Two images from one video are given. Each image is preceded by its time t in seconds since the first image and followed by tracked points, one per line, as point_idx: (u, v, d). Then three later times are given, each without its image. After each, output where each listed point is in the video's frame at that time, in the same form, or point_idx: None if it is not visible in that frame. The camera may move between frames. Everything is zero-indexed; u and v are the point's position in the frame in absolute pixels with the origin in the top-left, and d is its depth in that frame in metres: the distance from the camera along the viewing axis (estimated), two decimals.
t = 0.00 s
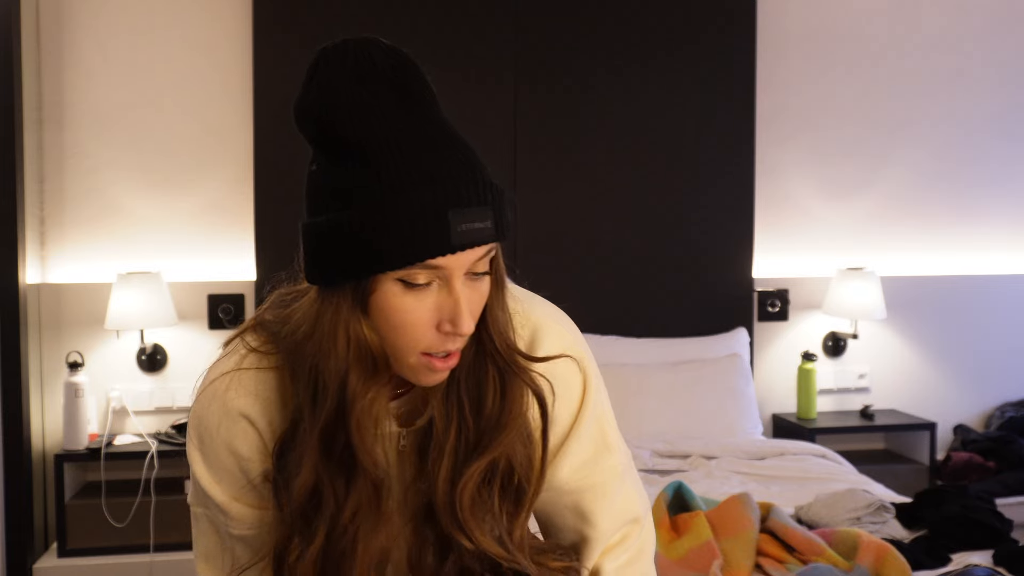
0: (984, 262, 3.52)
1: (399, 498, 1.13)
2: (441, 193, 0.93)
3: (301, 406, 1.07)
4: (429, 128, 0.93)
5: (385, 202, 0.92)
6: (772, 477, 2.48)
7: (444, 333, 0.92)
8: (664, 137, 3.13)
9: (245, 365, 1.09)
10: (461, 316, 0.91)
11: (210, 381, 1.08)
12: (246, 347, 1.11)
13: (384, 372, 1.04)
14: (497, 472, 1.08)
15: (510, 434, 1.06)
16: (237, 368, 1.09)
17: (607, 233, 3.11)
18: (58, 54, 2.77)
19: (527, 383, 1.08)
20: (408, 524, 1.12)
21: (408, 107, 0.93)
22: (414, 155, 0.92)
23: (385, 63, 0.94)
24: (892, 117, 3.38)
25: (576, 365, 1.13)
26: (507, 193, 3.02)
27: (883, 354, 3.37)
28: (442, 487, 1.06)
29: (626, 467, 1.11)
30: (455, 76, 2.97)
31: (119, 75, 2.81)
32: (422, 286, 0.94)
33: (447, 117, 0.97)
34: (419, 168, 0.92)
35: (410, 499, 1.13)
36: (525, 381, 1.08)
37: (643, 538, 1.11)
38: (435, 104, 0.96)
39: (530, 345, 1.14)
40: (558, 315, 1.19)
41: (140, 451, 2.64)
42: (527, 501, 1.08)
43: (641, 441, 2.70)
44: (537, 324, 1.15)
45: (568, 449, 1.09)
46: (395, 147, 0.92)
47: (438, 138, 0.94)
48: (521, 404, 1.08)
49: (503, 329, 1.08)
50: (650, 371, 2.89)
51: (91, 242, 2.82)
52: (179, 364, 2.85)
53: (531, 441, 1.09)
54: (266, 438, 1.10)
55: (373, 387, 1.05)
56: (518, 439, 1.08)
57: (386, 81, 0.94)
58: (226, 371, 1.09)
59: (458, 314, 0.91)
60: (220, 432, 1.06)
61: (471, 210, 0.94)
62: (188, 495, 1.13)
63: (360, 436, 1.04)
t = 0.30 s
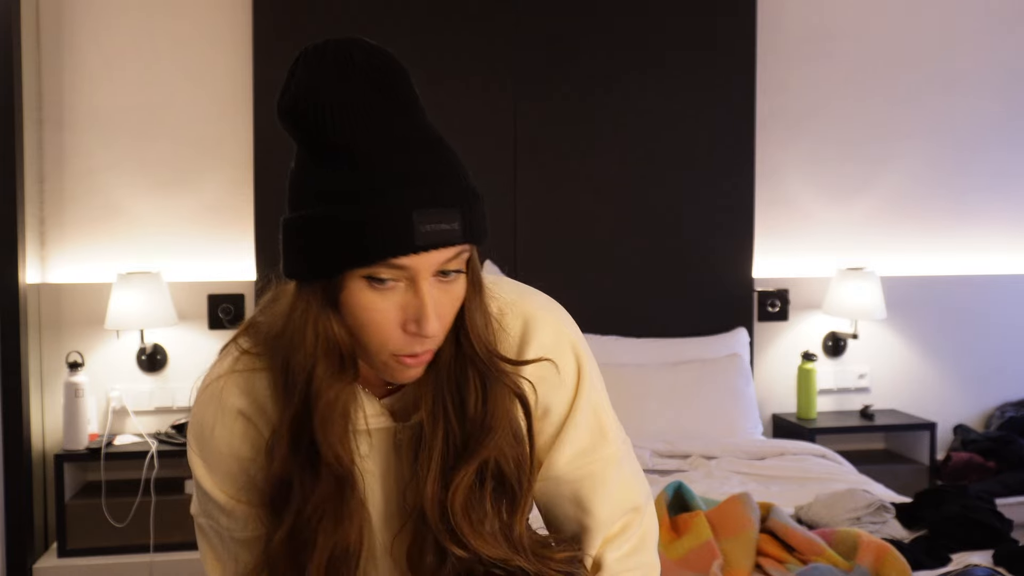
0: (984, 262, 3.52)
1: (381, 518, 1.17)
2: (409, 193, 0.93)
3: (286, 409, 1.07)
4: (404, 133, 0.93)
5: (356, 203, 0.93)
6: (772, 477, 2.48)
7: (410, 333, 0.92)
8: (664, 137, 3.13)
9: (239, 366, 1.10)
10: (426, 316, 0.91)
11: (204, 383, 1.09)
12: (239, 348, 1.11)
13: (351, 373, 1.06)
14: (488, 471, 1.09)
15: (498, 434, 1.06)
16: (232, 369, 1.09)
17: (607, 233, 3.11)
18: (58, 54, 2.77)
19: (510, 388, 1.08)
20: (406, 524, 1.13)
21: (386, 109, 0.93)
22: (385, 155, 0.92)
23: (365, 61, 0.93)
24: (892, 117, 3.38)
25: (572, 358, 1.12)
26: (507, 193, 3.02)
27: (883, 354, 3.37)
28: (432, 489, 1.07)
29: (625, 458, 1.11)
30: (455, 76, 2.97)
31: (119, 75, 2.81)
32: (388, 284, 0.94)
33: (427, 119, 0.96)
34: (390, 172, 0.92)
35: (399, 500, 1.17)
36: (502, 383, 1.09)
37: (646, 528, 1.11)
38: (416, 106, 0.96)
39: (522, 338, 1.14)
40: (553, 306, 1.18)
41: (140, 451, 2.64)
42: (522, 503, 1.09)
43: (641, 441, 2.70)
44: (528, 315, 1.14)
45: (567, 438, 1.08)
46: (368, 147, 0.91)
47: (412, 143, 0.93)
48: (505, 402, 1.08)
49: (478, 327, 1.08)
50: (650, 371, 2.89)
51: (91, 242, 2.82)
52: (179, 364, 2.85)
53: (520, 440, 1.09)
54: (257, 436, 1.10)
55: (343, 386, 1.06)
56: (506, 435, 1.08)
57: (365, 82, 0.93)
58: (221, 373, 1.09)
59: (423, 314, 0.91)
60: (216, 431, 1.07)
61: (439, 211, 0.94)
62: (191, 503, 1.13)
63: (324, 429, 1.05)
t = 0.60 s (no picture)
0: (985, 262, 3.52)
1: (382, 526, 1.16)
2: (383, 191, 0.92)
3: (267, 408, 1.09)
4: (391, 122, 0.94)
5: (333, 187, 0.93)
6: (772, 477, 2.48)
7: (379, 338, 0.93)
8: (663, 137, 3.13)
9: (229, 360, 1.13)
10: (395, 324, 0.92)
11: (196, 375, 1.12)
12: (231, 342, 1.15)
13: (316, 368, 1.09)
14: (475, 483, 1.09)
15: (479, 447, 1.08)
16: (222, 364, 1.12)
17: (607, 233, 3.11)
18: (58, 53, 2.77)
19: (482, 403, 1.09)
20: (397, 533, 1.13)
21: (376, 100, 0.94)
22: (364, 150, 0.92)
23: (365, 59, 0.96)
24: (892, 117, 3.38)
25: (569, 362, 1.12)
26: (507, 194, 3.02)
27: (883, 354, 3.36)
28: (425, 502, 1.08)
29: (627, 465, 1.12)
30: (455, 75, 2.97)
31: (119, 75, 2.81)
32: (359, 287, 0.94)
33: (420, 114, 0.97)
34: (369, 158, 0.92)
35: (393, 505, 1.15)
36: (483, 406, 1.09)
37: (643, 540, 1.11)
38: (410, 100, 0.97)
39: (518, 347, 1.14)
40: (550, 311, 1.18)
41: (140, 451, 2.63)
42: (515, 521, 1.11)
43: (641, 441, 2.70)
44: (525, 320, 1.15)
45: (567, 449, 1.09)
46: (349, 140, 0.92)
47: (398, 133, 0.94)
48: (487, 422, 1.08)
49: (457, 341, 1.10)
50: (650, 371, 2.88)
51: (91, 242, 2.82)
52: (179, 364, 2.85)
53: (507, 455, 1.10)
54: (240, 434, 1.12)
55: (310, 381, 1.08)
56: (492, 445, 1.08)
57: (359, 72, 0.95)
58: (212, 366, 1.13)
59: (393, 321, 0.92)
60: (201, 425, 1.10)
61: (411, 214, 0.92)
62: (182, 493, 1.16)
63: (295, 438, 1.07)
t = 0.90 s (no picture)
0: (984, 262, 3.52)
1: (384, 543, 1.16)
2: (383, 227, 0.90)
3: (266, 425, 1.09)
4: (396, 145, 0.92)
5: (333, 209, 0.91)
6: (772, 477, 2.48)
7: (377, 371, 0.94)
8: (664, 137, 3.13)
9: (229, 371, 1.13)
10: (393, 357, 0.93)
11: (195, 387, 1.12)
12: (231, 352, 1.15)
13: (315, 394, 1.09)
14: (476, 511, 1.09)
15: (483, 477, 1.08)
16: (222, 374, 1.12)
17: (607, 233, 3.11)
18: (58, 53, 2.77)
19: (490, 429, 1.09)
20: (395, 553, 1.13)
21: (382, 122, 0.92)
22: (366, 181, 0.90)
23: (372, 81, 0.94)
24: (891, 116, 3.38)
25: (578, 380, 1.12)
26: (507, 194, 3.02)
27: (883, 354, 3.36)
28: (425, 531, 1.08)
29: (632, 489, 1.13)
30: (455, 75, 2.97)
31: (119, 75, 2.81)
32: (358, 319, 0.95)
33: (427, 137, 0.95)
34: (372, 182, 0.90)
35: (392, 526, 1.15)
36: (488, 436, 1.09)
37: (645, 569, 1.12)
38: (417, 122, 0.94)
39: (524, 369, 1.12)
40: (558, 328, 1.16)
41: (140, 451, 2.64)
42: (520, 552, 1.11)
43: (642, 441, 2.70)
44: (533, 338, 1.13)
45: (576, 475, 1.09)
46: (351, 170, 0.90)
47: (402, 156, 0.92)
48: (494, 455, 1.09)
49: (462, 377, 1.10)
50: (650, 371, 2.89)
51: (91, 242, 2.82)
52: (179, 364, 2.85)
53: (511, 485, 1.10)
54: (239, 449, 1.13)
55: (309, 409, 1.08)
56: (493, 474, 1.09)
57: (366, 91, 0.94)
58: (212, 376, 1.13)
59: (391, 354, 0.93)
60: (200, 437, 1.10)
61: (412, 252, 0.91)
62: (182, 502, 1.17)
63: (295, 464, 1.07)
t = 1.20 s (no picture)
0: (985, 262, 3.52)
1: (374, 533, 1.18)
2: (390, 226, 0.90)
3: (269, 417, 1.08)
4: (409, 142, 0.91)
5: (342, 203, 0.91)
6: (772, 477, 2.48)
7: (378, 367, 0.94)
8: (664, 137, 3.14)
9: (230, 356, 1.11)
10: (394, 354, 0.92)
11: (194, 369, 1.09)
12: (234, 338, 1.12)
13: (322, 387, 1.09)
14: (474, 512, 1.10)
15: (481, 480, 1.09)
16: (222, 359, 1.10)
17: (607, 233, 3.11)
18: (58, 53, 2.77)
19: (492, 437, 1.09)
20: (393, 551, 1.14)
21: (394, 118, 0.92)
22: (375, 179, 0.90)
23: (387, 75, 0.93)
24: (891, 116, 3.38)
25: (587, 390, 1.12)
26: (507, 193, 3.02)
27: (883, 354, 3.37)
28: (420, 530, 1.09)
29: (636, 495, 1.14)
30: (455, 75, 2.97)
31: (119, 75, 2.81)
32: (360, 314, 0.95)
33: (440, 133, 0.94)
34: (382, 179, 0.90)
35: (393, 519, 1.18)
36: (489, 441, 1.09)
37: None
38: (432, 119, 0.93)
39: (533, 371, 1.12)
40: (563, 332, 1.17)
41: (140, 451, 2.64)
42: (506, 559, 1.14)
43: (642, 441, 2.70)
44: (543, 342, 1.13)
45: (586, 481, 1.09)
46: (361, 168, 0.90)
47: (414, 155, 0.91)
48: (495, 462, 1.09)
49: (463, 378, 1.09)
50: (650, 371, 2.89)
51: (91, 242, 2.82)
52: (179, 364, 2.85)
53: (508, 494, 1.11)
54: (241, 439, 1.11)
55: (317, 401, 1.08)
56: (496, 478, 1.09)
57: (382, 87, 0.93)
58: (211, 361, 1.09)
59: (392, 351, 0.92)
60: (200, 424, 1.07)
61: (418, 252, 0.91)
62: (166, 483, 1.13)
63: (306, 454, 1.07)
